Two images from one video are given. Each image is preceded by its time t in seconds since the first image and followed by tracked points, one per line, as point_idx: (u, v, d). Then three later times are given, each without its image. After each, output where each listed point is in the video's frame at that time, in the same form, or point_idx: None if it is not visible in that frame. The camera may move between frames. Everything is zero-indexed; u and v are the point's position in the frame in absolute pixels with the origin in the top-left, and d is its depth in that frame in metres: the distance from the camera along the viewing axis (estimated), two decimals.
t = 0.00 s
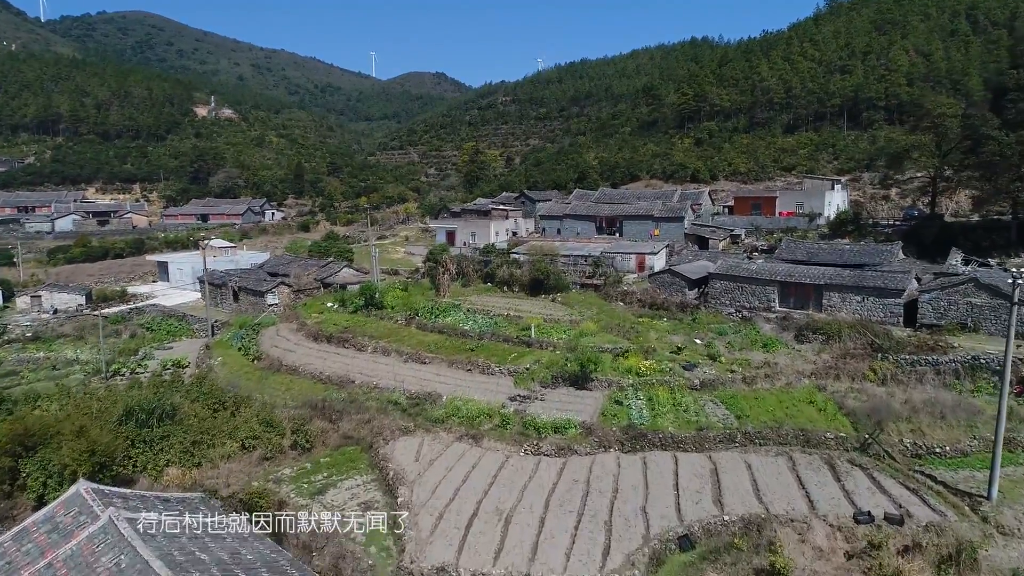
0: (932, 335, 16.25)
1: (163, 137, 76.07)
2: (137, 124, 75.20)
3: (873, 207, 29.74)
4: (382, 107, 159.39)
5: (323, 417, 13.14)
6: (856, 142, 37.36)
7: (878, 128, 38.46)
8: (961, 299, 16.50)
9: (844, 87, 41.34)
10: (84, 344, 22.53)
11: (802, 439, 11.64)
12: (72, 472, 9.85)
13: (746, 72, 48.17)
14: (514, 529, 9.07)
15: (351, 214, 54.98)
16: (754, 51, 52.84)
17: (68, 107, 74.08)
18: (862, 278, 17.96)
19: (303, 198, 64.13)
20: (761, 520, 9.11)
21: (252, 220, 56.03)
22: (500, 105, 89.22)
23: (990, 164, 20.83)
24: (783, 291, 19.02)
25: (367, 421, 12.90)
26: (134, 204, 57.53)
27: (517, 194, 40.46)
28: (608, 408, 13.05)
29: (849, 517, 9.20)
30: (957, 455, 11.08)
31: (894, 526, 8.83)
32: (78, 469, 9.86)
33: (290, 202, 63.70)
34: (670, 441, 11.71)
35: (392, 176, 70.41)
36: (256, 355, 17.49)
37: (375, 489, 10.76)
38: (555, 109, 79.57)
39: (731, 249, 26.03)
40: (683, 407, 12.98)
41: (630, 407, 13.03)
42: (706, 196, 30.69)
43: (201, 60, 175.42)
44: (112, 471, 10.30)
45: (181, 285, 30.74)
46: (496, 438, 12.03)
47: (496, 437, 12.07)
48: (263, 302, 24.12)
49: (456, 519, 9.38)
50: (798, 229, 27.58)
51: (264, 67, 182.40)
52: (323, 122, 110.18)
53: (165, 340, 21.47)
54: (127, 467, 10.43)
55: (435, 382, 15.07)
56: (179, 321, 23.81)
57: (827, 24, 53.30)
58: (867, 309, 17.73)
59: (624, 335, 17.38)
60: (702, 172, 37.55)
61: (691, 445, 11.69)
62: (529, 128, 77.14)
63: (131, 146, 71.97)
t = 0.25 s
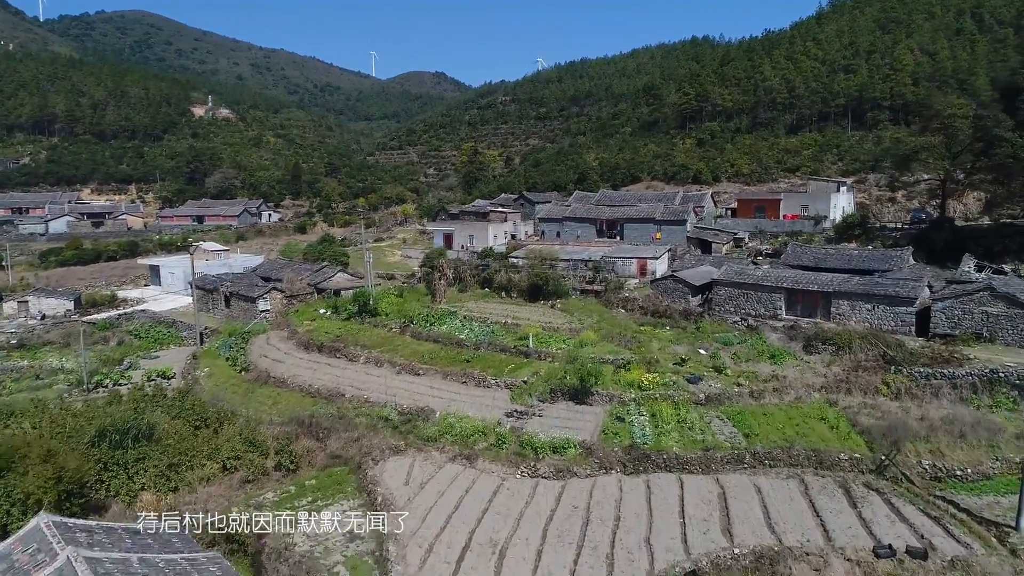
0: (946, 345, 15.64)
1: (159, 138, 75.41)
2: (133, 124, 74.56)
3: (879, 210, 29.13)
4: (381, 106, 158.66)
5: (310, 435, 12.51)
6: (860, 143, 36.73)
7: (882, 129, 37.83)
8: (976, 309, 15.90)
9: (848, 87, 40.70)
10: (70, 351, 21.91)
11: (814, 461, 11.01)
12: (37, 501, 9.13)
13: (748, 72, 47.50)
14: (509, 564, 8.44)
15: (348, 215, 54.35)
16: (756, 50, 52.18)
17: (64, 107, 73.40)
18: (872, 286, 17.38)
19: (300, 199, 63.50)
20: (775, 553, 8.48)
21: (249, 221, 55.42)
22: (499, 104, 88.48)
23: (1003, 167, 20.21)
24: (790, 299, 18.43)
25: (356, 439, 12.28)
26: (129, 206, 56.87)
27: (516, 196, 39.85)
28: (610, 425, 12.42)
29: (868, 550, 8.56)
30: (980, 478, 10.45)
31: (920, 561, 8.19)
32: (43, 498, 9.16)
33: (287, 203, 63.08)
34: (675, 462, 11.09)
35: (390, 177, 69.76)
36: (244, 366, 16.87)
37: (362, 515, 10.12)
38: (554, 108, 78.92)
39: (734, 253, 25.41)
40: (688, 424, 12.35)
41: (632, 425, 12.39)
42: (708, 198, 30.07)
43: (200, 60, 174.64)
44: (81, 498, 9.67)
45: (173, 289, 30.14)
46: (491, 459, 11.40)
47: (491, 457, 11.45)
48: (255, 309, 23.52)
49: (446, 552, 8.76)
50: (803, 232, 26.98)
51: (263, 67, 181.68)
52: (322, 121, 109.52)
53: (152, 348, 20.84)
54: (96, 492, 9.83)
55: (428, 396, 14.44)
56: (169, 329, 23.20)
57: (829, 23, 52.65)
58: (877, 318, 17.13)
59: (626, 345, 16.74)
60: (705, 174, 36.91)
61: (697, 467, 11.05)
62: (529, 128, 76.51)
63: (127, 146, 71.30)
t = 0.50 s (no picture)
0: (960, 359, 15.02)
1: (156, 138, 74.78)
2: (129, 125, 73.89)
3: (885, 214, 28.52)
4: (380, 106, 157.94)
5: (296, 457, 11.90)
6: (865, 145, 36.10)
7: (887, 131, 37.20)
8: (991, 321, 15.31)
9: (852, 88, 40.07)
10: (55, 361, 21.30)
11: (827, 488, 10.39)
12: None
13: (750, 72, 46.85)
14: None
15: (345, 217, 53.72)
16: (758, 50, 51.52)
17: (59, 107, 72.72)
18: (882, 296, 16.79)
19: (297, 200, 62.90)
20: None
21: (245, 223, 54.80)
22: (499, 104, 87.69)
23: (1017, 172, 19.61)
24: (797, 309, 17.85)
25: (344, 462, 11.67)
26: (124, 207, 56.25)
27: (515, 198, 39.22)
28: (611, 447, 11.81)
29: None
30: (1004, 508, 9.83)
31: None
32: (4, 533, 8.35)
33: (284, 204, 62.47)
34: (680, 490, 10.47)
35: (388, 177, 69.12)
36: (230, 379, 16.27)
37: (346, 548, 9.51)
38: (554, 108, 78.22)
39: (738, 259, 24.81)
40: (694, 446, 11.73)
41: (634, 446, 11.79)
42: (711, 202, 29.46)
43: (199, 59, 173.98)
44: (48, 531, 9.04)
45: (165, 295, 29.54)
46: (485, 484, 10.80)
47: (485, 483, 10.84)
48: (246, 317, 22.91)
49: None
50: (808, 237, 26.36)
51: (263, 66, 181.01)
52: (320, 121, 108.86)
53: (139, 359, 20.24)
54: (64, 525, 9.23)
55: (421, 414, 13.83)
56: (157, 337, 22.60)
57: (832, 22, 51.99)
58: (887, 330, 16.55)
59: (627, 358, 16.12)
60: (707, 176, 36.30)
61: (703, 494, 10.43)
62: (528, 128, 75.87)
63: (123, 147, 70.65)
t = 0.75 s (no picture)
0: (975, 376, 14.45)
1: (153, 139, 74.20)
2: (126, 126, 73.30)
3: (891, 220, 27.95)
4: (380, 106, 157.24)
5: (281, 484, 11.33)
6: (869, 148, 35.51)
7: (892, 134, 36.60)
8: (1008, 336, 14.74)
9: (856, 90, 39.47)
10: (41, 372, 20.74)
11: (842, 522, 9.82)
12: None
13: (753, 73, 46.25)
14: None
15: (343, 220, 53.14)
16: (761, 51, 50.91)
17: (55, 108, 72.14)
18: (893, 309, 16.21)
19: (295, 202, 62.35)
20: None
21: (242, 226, 54.25)
22: (498, 104, 87.02)
23: None
24: (804, 321, 17.28)
25: (332, 490, 11.10)
26: (120, 209, 55.70)
27: (514, 202, 38.66)
28: (612, 474, 11.23)
29: None
30: None
31: None
32: None
33: (281, 206, 61.94)
34: (686, 523, 9.90)
35: (387, 179, 68.52)
36: (217, 396, 15.70)
37: None
38: (554, 109, 77.57)
39: (741, 267, 24.23)
40: (700, 474, 11.16)
41: (636, 473, 11.22)
42: (713, 207, 28.88)
43: (198, 59, 173.36)
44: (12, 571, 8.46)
45: (157, 302, 28.98)
46: (480, 516, 10.22)
47: (480, 514, 10.27)
48: (237, 326, 22.34)
49: None
50: (813, 244, 25.80)
51: (262, 66, 180.39)
52: (319, 121, 108.26)
53: (127, 371, 19.69)
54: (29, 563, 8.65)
55: (414, 435, 13.26)
56: (147, 348, 22.06)
57: (835, 23, 51.37)
58: (898, 344, 15.97)
59: (629, 374, 15.54)
60: (709, 180, 35.75)
61: (711, 527, 9.85)
62: (528, 128, 75.26)
63: (119, 148, 70.08)
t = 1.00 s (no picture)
0: (990, 396, 13.92)
1: (149, 141, 73.61)
2: (122, 127, 72.73)
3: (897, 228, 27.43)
4: (379, 106, 156.54)
5: (266, 515, 10.78)
6: (874, 152, 34.94)
7: (897, 137, 36.04)
8: None
9: (860, 92, 38.91)
10: (27, 385, 20.21)
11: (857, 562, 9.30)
12: None
13: (755, 74, 45.64)
14: None
15: (341, 222, 52.59)
16: (763, 52, 50.31)
17: (51, 109, 71.53)
18: (904, 323, 15.65)
19: (292, 205, 61.86)
20: None
21: (238, 229, 53.69)
22: (497, 105, 86.37)
23: None
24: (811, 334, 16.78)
25: (318, 523, 10.54)
26: (115, 212, 55.13)
27: (512, 205, 38.11)
28: (614, 505, 10.71)
29: None
30: None
31: None
32: None
33: (278, 208, 61.44)
34: (691, 561, 9.40)
35: (385, 180, 67.93)
36: (203, 415, 15.16)
37: None
38: (554, 109, 76.95)
39: (745, 276, 23.71)
40: (707, 505, 10.62)
41: (640, 504, 10.71)
42: (716, 213, 28.33)
43: (197, 59, 172.66)
44: None
45: (149, 309, 28.43)
46: (473, 551, 9.71)
47: (474, 550, 9.74)
48: (228, 337, 21.81)
49: None
50: (818, 251, 25.27)
51: (261, 66, 179.66)
52: (318, 121, 107.62)
53: (113, 385, 19.14)
54: None
55: (407, 459, 12.71)
56: (136, 359, 21.53)
57: (838, 23, 50.78)
58: (909, 360, 15.42)
59: (631, 393, 14.99)
60: (711, 184, 35.21)
61: (719, 567, 9.33)
62: (528, 129, 74.67)
63: (115, 149, 69.50)
